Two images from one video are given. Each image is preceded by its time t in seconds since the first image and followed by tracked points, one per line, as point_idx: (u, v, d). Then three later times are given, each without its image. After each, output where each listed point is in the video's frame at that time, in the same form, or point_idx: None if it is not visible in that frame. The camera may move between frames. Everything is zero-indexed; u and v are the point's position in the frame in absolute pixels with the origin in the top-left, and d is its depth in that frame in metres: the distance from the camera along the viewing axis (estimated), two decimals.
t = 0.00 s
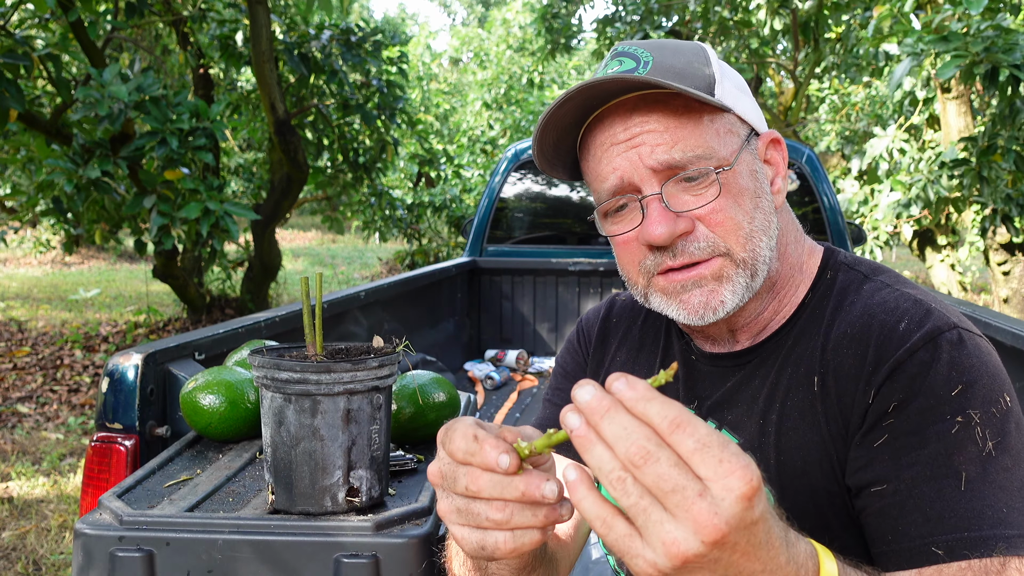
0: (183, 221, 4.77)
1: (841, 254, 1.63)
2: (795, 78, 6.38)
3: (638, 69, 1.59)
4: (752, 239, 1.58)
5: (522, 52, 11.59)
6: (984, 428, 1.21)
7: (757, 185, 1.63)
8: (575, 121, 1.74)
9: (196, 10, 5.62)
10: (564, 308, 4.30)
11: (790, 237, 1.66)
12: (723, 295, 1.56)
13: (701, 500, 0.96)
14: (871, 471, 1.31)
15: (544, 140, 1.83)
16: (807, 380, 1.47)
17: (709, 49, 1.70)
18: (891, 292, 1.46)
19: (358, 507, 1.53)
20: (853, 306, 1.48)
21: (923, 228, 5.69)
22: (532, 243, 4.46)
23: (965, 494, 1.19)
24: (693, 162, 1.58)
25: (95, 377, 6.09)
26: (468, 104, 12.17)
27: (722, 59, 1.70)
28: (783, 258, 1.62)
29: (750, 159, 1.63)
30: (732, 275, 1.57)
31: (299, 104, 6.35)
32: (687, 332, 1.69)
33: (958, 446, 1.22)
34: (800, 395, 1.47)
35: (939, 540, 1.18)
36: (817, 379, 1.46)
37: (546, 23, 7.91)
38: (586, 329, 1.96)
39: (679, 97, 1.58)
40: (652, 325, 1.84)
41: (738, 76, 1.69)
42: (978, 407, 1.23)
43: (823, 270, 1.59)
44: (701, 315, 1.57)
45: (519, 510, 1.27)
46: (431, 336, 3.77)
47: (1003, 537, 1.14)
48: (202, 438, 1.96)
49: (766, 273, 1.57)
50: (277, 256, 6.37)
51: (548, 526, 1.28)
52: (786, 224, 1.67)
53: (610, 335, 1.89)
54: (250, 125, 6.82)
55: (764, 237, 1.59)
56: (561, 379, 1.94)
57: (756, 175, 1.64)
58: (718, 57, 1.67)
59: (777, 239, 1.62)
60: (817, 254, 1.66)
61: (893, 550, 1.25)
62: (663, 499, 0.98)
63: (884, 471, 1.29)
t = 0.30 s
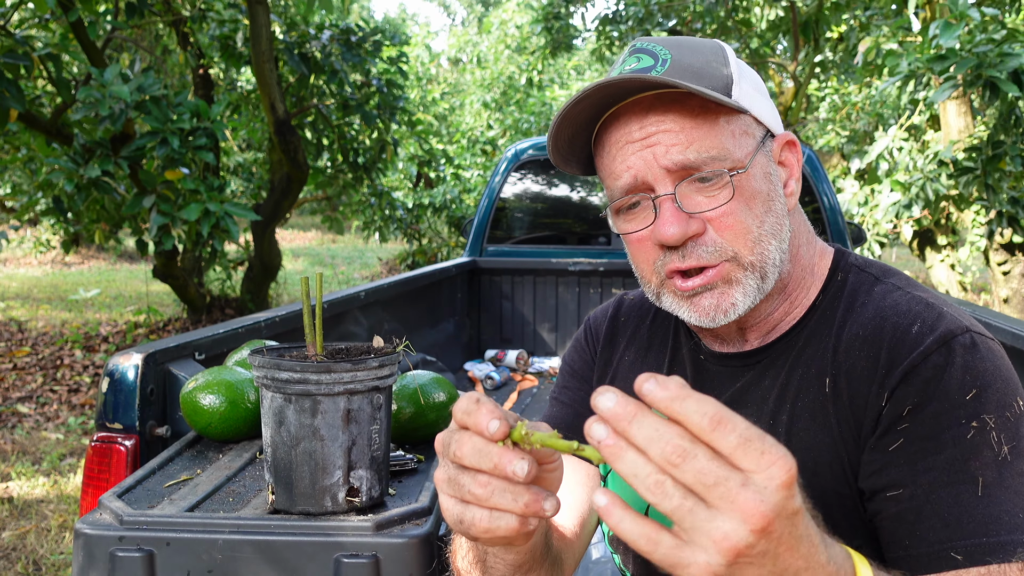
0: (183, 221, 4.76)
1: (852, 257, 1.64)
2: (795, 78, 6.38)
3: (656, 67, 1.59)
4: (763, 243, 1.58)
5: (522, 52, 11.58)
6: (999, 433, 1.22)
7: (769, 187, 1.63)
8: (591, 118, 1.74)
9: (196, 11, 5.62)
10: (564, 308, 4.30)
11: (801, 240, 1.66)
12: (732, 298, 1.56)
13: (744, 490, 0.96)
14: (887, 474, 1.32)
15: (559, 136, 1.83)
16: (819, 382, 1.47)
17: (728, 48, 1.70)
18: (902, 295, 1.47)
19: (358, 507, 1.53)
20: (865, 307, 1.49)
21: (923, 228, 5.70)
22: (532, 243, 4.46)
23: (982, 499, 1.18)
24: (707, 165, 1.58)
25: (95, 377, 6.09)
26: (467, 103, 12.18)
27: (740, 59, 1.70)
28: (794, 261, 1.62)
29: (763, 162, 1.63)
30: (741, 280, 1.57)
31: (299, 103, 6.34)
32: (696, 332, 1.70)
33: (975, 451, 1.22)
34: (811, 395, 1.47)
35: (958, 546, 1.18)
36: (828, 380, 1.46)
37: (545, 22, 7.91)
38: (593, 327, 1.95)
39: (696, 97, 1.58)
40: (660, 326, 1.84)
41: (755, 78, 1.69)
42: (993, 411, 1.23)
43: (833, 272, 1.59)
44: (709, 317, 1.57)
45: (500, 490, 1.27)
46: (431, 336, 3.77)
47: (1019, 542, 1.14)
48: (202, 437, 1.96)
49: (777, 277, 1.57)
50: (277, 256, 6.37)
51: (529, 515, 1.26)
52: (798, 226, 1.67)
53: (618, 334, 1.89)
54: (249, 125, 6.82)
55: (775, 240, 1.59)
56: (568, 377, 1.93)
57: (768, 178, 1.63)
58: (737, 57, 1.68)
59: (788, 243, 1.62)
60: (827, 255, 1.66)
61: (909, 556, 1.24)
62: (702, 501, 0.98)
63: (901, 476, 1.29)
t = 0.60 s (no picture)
0: (183, 220, 4.75)
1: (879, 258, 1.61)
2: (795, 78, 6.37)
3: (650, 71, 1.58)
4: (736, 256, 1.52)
5: (521, 52, 11.57)
6: None
7: (761, 197, 1.52)
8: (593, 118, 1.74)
9: (195, 10, 5.61)
10: (565, 308, 4.29)
11: (799, 248, 1.57)
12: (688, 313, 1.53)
13: (684, 440, 1.03)
14: (921, 465, 1.29)
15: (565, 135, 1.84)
16: (841, 382, 1.46)
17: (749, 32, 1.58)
18: (927, 296, 1.45)
19: (357, 508, 1.52)
20: (888, 306, 1.47)
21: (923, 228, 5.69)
22: (533, 243, 4.45)
23: (1019, 478, 1.16)
24: (671, 178, 1.49)
25: (93, 377, 6.08)
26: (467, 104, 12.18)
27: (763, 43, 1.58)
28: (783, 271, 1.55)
29: (758, 171, 1.51)
30: (693, 295, 1.52)
31: (298, 103, 6.33)
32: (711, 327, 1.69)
33: (1009, 434, 1.20)
34: (834, 396, 1.46)
35: (996, 522, 1.15)
36: (850, 382, 1.46)
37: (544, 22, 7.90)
38: (610, 324, 1.92)
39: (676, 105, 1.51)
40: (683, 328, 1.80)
41: (776, 64, 1.58)
42: None
43: (856, 273, 1.56)
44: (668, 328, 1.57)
45: (524, 488, 1.25)
46: (431, 335, 3.77)
47: None
48: (201, 437, 1.95)
49: (739, 293, 1.51)
50: (277, 256, 6.37)
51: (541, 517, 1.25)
52: (802, 231, 1.57)
53: (636, 333, 1.85)
54: (248, 125, 6.82)
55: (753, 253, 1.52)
56: (583, 375, 1.91)
57: (760, 188, 1.52)
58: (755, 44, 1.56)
59: (768, 257, 1.54)
60: (846, 258, 1.60)
61: (946, 543, 1.21)
62: (666, 450, 1.04)
63: (934, 463, 1.27)
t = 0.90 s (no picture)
0: (183, 220, 4.75)
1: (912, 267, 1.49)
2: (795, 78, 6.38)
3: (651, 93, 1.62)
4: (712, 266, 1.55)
5: (521, 52, 11.59)
6: None
7: (718, 220, 1.52)
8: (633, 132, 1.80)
9: (196, 10, 5.62)
10: (565, 309, 4.30)
11: (788, 261, 1.49)
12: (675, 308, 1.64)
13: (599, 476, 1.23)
14: (916, 491, 1.24)
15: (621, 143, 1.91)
16: (845, 392, 1.41)
17: (723, 49, 1.52)
18: (951, 313, 1.36)
19: (357, 507, 1.53)
20: (905, 319, 1.39)
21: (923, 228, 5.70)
22: (533, 243, 4.46)
23: (1009, 512, 1.12)
24: (638, 199, 1.62)
25: (94, 377, 6.09)
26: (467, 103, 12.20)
27: (738, 57, 1.50)
28: (769, 280, 1.51)
29: (709, 196, 1.52)
30: (676, 298, 1.63)
31: (299, 103, 6.33)
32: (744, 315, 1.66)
33: (1007, 467, 1.15)
34: (836, 406, 1.42)
35: (982, 560, 1.12)
36: (855, 393, 1.40)
37: (543, 21, 7.90)
38: (657, 324, 1.95)
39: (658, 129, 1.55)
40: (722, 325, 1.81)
41: (750, 75, 1.48)
42: None
43: (883, 280, 1.46)
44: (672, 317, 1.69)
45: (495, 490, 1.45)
46: (431, 336, 3.77)
47: None
48: (202, 437, 1.95)
49: (717, 301, 1.56)
50: (277, 256, 6.38)
51: (499, 518, 1.46)
52: (793, 244, 1.48)
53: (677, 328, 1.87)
54: (248, 125, 6.82)
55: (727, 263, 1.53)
56: (632, 373, 1.97)
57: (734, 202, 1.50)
58: (721, 62, 1.50)
59: (739, 272, 1.53)
60: (872, 266, 1.48)
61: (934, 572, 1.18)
62: (586, 482, 1.24)
63: (927, 490, 1.22)
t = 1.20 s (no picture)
0: (180, 219, 4.73)
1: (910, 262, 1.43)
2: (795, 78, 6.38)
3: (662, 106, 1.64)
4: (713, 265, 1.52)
5: (521, 52, 11.59)
6: (982, 423, 1.08)
7: (719, 220, 1.49)
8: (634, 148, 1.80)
9: (196, 11, 5.62)
10: (564, 308, 4.29)
11: (788, 258, 1.44)
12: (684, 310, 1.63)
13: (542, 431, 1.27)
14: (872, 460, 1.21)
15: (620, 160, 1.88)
16: (825, 376, 1.39)
17: (718, 59, 1.51)
18: (932, 302, 1.31)
19: (357, 508, 1.52)
20: (888, 309, 1.35)
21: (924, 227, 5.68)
22: (533, 243, 4.46)
23: (949, 477, 1.07)
24: (646, 205, 1.61)
25: (93, 377, 6.08)
26: (467, 104, 12.21)
27: (733, 64, 1.48)
28: (770, 278, 1.46)
29: (709, 196, 1.49)
30: (686, 300, 1.61)
31: (298, 104, 6.34)
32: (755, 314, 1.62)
33: (950, 434, 1.10)
34: (818, 391, 1.40)
35: (918, 517, 1.08)
36: (834, 376, 1.38)
37: (541, 20, 7.89)
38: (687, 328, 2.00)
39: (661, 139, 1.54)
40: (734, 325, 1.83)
41: (745, 81, 1.46)
42: (984, 401, 1.10)
43: (878, 277, 1.41)
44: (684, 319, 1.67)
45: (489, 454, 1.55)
46: (430, 334, 3.76)
47: (983, 516, 1.02)
48: (202, 438, 1.93)
49: (722, 301, 1.53)
50: (277, 256, 6.37)
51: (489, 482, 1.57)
52: (793, 241, 1.43)
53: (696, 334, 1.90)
54: (248, 126, 6.83)
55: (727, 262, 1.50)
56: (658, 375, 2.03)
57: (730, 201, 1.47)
58: (715, 72, 1.48)
59: (740, 271, 1.49)
60: (868, 258, 1.43)
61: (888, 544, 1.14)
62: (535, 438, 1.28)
63: (879, 459, 1.19)
